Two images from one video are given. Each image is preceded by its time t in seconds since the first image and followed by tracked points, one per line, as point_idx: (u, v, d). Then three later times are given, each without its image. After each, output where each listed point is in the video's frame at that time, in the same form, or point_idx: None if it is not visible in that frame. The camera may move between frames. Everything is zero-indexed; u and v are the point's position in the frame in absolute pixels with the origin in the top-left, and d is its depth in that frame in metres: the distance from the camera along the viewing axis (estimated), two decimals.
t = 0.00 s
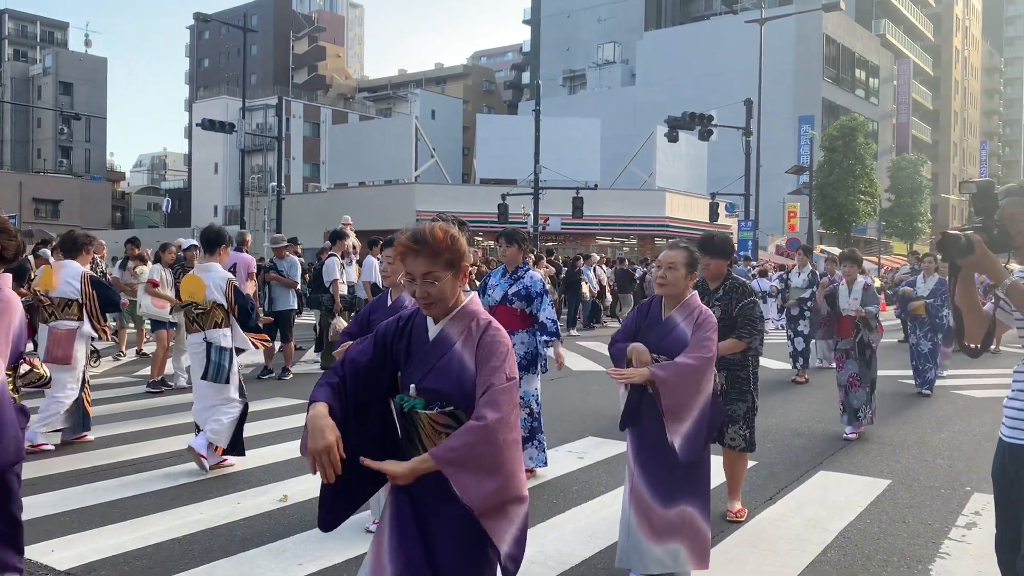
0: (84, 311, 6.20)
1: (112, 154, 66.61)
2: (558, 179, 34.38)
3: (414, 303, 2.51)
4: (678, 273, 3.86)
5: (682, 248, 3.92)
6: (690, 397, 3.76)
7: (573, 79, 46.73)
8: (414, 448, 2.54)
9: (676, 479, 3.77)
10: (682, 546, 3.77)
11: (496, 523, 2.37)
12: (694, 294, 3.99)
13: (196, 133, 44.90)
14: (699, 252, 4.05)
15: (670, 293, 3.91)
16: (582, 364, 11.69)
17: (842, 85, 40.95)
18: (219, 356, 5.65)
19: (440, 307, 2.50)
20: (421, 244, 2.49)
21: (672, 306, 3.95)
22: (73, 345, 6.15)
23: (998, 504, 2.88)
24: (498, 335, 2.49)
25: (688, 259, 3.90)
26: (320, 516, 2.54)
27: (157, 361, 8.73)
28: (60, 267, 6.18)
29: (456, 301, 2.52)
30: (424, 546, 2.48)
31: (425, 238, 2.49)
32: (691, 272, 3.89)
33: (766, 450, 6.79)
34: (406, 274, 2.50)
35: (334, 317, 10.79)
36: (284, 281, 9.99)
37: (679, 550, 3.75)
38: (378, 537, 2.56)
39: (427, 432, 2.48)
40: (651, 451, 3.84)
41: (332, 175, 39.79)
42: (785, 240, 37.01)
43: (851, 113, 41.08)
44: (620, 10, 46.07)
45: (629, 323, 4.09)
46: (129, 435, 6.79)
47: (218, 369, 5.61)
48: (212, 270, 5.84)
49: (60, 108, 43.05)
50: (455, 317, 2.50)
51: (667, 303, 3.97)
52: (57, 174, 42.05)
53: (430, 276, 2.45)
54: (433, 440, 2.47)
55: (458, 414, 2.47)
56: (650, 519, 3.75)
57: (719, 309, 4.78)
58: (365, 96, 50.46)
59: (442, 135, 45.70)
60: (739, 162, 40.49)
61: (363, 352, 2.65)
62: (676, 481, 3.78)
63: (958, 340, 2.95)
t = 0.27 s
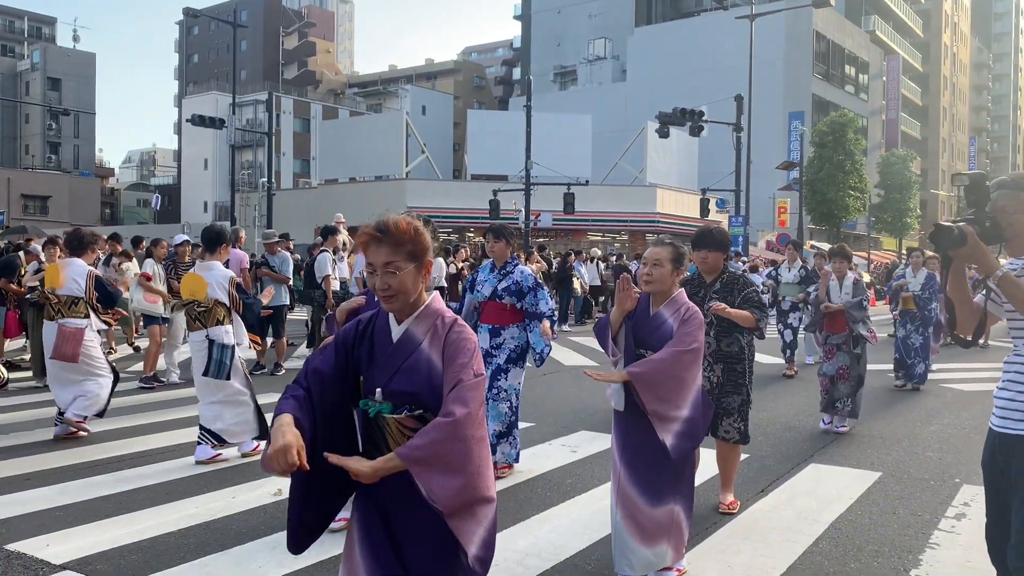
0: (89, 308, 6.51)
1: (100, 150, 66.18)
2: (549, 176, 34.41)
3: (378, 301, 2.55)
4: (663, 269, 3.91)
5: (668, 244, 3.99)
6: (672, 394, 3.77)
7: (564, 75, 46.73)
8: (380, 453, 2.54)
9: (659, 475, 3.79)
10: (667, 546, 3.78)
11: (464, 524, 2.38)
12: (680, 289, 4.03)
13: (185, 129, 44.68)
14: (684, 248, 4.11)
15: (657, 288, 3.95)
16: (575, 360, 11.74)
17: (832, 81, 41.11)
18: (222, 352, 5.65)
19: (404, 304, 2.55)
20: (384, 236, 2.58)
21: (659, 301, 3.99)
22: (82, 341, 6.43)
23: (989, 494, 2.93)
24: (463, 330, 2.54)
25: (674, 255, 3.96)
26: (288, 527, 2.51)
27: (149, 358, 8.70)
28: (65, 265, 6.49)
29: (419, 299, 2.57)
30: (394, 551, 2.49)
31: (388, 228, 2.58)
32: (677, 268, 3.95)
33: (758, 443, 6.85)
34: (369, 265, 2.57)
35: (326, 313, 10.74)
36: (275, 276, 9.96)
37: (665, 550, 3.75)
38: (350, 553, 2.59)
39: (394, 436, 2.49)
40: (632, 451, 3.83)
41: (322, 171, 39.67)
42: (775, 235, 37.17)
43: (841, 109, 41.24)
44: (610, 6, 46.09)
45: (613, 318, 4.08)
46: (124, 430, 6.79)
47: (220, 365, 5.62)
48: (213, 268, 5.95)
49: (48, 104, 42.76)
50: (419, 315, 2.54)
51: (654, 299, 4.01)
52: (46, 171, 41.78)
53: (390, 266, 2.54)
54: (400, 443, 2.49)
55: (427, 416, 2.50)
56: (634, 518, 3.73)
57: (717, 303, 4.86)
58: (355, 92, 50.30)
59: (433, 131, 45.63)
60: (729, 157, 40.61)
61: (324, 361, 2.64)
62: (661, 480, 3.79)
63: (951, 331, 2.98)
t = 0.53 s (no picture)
0: (112, 305, 6.58)
1: (107, 147, 66.39)
2: (554, 173, 34.42)
3: (361, 300, 2.59)
4: (656, 269, 3.93)
5: (660, 243, 4.01)
6: (661, 394, 3.79)
7: (569, 72, 46.72)
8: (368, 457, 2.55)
9: (650, 475, 3.84)
10: (661, 543, 3.85)
11: (443, 528, 2.40)
12: (673, 289, 4.05)
13: (191, 126, 44.81)
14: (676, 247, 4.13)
15: (651, 289, 3.97)
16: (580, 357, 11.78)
17: (838, 79, 41.01)
18: (240, 346, 5.72)
19: (387, 303, 2.58)
20: (371, 230, 2.63)
21: (653, 301, 4.01)
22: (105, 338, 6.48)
23: (990, 493, 2.94)
24: (449, 331, 2.57)
25: (666, 255, 3.97)
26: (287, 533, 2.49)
27: (158, 353, 8.75)
28: (89, 263, 6.53)
29: (403, 300, 2.61)
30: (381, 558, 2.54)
31: (374, 223, 2.65)
32: (670, 267, 3.96)
33: (763, 441, 6.87)
34: (351, 261, 2.63)
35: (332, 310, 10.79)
36: (282, 273, 10.01)
37: (659, 547, 3.83)
38: (340, 556, 2.63)
39: (381, 439, 2.51)
40: (624, 452, 3.87)
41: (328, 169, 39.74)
42: (780, 233, 37.13)
43: (846, 106, 41.13)
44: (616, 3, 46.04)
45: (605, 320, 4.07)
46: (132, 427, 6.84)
47: (239, 360, 5.69)
48: (231, 264, 5.96)
49: (55, 102, 42.91)
50: (404, 317, 2.57)
51: (648, 299, 4.02)
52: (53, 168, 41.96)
53: (374, 259, 2.59)
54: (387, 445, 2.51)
55: (413, 419, 2.53)
56: (627, 516, 3.76)
57: (707, 306, 4.83)
58: (360, 90, 50.36)
59: (438, 129, 45.68)
60: (735, 155, 40.55)
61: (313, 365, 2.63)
62: (654, 479, 3.85)
63: (953, 330, 2.99)
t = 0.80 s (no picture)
0: (149, 303, 6.72)
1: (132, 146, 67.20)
2: (574, 173, 34.43)
3: (391, 295, 2.67)
4: (668, 270, 3.96)
5: (672, 246, 4.04)
6: (668, 395, 3.82)
7: (590, 72, 46.64)
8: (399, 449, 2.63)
9: (662, 475, 3.87)
10: (675, 542, 3.90)
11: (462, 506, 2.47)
12: (685, 291, 4.08)
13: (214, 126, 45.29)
14: (686, 248, 4.16)
15: (662, 290, 4.00)
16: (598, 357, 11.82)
17: (861, 78, 40.64)
18: (268, 343, 5.84)
19: (416, 297, 2.66)
20: (403, 226, 2.72)
21: (664, 303, 4.03)
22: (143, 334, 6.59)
23: (1004, 497, 2.95)
24: (475, 327, 2.64)
25: (678, 257, 4.01)
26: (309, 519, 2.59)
27: (183, 350, 8.91)
28: (127, 263, 6.69)
29: (430, 296, 2.69)
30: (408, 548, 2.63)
31: (408, 221, 2.74)
32: (682, 269, 4.00)
33: (780, 442, 6.88)
34: (385, 252, 2.73)
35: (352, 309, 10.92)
36: (303, 272, 10.16)
37: (671, 545, 3.88)
38: (371, 547, 2.70)
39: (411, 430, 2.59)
40: (637, 452, 3.90)
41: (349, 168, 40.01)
42: (802, 233, 36.88)
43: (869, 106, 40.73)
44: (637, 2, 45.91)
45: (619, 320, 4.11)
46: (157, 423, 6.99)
47: (267, 357, 5.81)
48: (260, 263, 6.05)
49: (81, 102, 43.53)
50: (431, 312, 2.65)
51: (660, 300, 4.05)
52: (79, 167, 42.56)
53: (405, 252, 2.68)
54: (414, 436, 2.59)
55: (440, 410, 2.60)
56: (638, 515, 3.82)
57: (712, 304, 4.82)
58: (381, 90, 50.62)
59: (458, 129, 45.83)
60: (756, 154, 40.32)
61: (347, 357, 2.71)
62: (665, 479, 3.88)
63: (965, 332, 2.99)
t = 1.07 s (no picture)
0: (171, 300, 6.71)
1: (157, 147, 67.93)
2: (596, 172, 34.29)
3: (438, 285, 2.67)
4: (688, 267, 3.89)
5: (692, 243, 3.97)
6: (688, 389, 3.75)
7: (612, 71, 46.39)
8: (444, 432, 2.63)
9: (681, 470, 3.79)
10: (690, 539, 3.80)
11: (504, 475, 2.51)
12: (706, 289, 4.01)
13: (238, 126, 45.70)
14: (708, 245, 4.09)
15: (683, 286, 3.93)
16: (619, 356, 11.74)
17: (888, 76, 40.07)
18: (280, 342, 5.82)
19: (461, 284, 2.65)
20: (450, 218, 2.72)
21: (686, 299, 3.96)
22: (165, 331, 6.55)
23: None
24: (515, 314, 2.62)
25: (699, 253, 3.94)
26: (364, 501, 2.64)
27: (206, 348, 8.95)
28: (148, 261, 6.74)
29: (474, 284, 2.68)
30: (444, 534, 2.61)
31: (453, 212, 2.73)
32: (703, 265, 3.92)
33: (802, 443, 6.77)
34: (430, 244, 2.72)
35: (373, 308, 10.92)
36: (324, 271, 10.17)
37: (687, 542, 3.78)
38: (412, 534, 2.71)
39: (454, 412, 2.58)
40: (656, 447, 3.83)
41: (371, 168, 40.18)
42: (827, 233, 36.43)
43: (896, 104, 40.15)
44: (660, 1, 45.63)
45: (642, 317, 4.07)
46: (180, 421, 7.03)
47: (279, 354, 5.79)
48: (275, 261, 6.02)
49: (107, 103, 44.09)
50: (474, 300, 2.63)
51: (682, 296, 3.98)
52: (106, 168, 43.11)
53: (452, 245, 2.67)
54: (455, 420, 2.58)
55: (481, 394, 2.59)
56: (654, 510, 3.74)
57: (736, 303, 4.75)
58: (404, 90, 50.80)
59: (480, 129, 45.85)
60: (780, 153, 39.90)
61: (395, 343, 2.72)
62: (682, 474, 3.79)
63: (985, 328, 2.90)
